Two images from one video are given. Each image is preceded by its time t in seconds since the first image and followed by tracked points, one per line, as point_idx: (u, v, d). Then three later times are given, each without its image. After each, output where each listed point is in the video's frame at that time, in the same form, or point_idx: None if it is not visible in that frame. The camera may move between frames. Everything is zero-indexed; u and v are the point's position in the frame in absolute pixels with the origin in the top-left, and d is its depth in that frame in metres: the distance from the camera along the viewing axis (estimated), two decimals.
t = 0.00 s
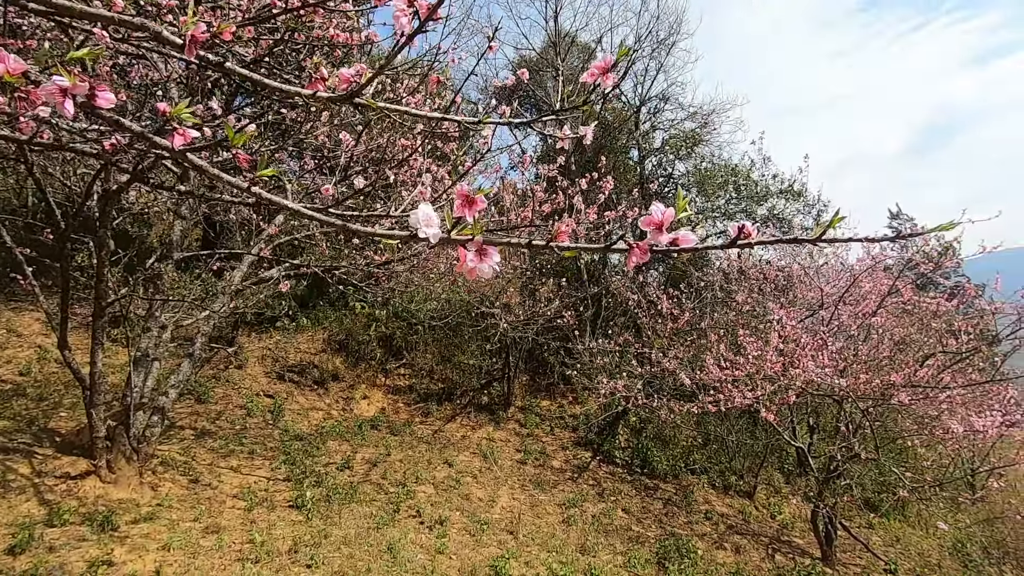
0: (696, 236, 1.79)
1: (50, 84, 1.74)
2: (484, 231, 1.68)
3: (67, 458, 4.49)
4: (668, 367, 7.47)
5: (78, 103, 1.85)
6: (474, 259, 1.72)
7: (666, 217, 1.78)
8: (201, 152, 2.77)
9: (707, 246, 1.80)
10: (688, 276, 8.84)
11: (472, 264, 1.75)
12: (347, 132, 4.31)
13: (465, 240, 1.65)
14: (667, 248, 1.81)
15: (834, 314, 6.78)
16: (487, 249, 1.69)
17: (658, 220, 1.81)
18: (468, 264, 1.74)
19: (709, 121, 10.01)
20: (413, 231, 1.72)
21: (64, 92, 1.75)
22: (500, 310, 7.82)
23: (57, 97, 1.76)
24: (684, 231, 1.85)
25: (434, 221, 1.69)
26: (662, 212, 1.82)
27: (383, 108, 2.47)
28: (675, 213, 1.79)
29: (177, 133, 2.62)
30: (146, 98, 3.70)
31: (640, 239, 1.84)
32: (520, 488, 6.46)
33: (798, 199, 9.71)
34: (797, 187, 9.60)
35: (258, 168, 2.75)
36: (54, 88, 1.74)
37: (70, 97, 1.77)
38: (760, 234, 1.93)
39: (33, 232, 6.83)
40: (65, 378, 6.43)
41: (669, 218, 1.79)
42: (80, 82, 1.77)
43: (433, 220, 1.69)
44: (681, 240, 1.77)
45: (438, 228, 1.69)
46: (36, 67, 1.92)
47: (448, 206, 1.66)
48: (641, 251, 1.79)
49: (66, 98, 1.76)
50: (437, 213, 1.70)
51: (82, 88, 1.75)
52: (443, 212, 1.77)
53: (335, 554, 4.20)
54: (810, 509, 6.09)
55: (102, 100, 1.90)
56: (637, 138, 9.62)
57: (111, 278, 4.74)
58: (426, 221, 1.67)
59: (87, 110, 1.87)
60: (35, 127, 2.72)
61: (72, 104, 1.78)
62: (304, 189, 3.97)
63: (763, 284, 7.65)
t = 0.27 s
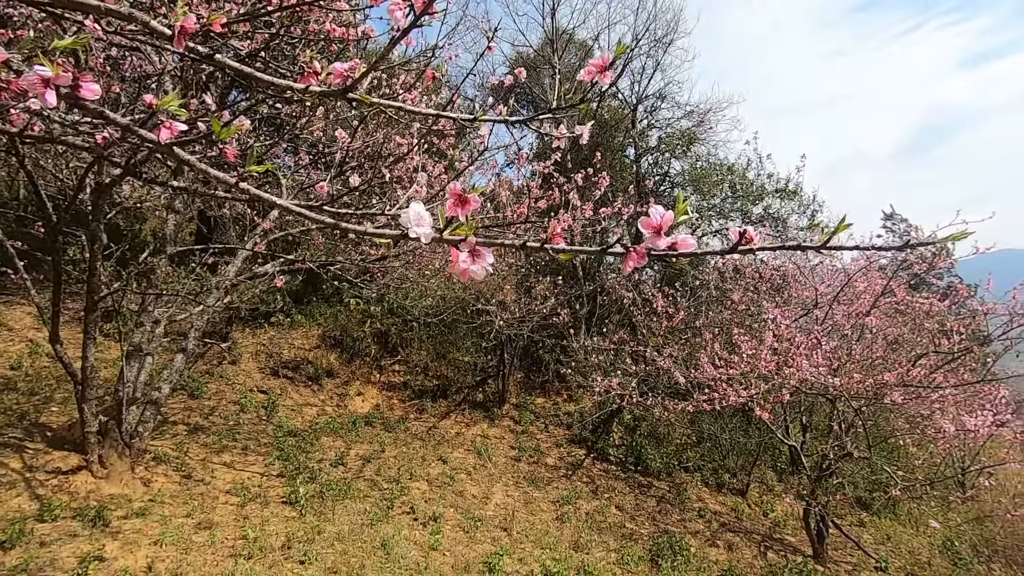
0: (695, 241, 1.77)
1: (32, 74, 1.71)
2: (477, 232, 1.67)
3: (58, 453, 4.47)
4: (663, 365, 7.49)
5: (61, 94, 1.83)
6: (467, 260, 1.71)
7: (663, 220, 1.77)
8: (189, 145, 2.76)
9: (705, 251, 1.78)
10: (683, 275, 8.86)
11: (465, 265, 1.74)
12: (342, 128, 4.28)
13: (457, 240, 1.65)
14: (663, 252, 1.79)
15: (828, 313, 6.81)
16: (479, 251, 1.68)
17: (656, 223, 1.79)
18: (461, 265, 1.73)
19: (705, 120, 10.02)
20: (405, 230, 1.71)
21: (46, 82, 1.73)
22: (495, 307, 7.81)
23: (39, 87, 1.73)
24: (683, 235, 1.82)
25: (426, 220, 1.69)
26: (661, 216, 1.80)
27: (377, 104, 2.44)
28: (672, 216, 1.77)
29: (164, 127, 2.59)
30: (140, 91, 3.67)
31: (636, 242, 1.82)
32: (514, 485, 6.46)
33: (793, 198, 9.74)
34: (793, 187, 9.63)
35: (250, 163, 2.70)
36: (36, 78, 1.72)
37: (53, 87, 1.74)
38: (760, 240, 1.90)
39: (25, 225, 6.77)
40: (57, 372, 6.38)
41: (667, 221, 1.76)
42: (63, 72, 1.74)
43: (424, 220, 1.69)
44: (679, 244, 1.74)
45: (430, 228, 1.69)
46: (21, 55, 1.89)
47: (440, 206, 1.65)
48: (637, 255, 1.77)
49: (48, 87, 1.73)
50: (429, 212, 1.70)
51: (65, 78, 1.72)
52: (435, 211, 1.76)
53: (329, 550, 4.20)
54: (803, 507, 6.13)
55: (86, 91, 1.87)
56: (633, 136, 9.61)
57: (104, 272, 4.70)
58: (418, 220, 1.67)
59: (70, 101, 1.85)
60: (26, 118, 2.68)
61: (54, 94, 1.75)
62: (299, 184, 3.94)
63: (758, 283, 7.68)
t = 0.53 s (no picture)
0: (697, 247, 1.77)
1: (28, 72, 1.70)
2: (477, 236, 1.66)
3: (53, 449, 4.45)
4: (660, 364, 7.51)
5: (57, 92, 1.81)
6: (467, 264, 1.72)
7: (666, 226, 1.76)
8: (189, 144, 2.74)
9: (707, 259, 1.77)
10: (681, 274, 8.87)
11: (465, 268, 1.75)
12: (340, 125, 4.26)
13: (458, 244, 1.64)
14: (665, 258, 1.78)
15: (824, 313, 6.83)
16: (480, 255, 1.68)
17: (659, 228, 1.78)
18: (462, 268, 1.73)
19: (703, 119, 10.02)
20: (405, 233, 1.71)
21: (42, 81, 1.71)
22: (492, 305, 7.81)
23: (36, 86, 1.71)
24: (685, 240, 1.82)
25: (426, 224, 1.68)
26: (664, 221, 1.79)
27: (377, 103, 2.43)
28: (675, 222, 1.76)
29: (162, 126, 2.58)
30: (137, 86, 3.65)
31: (638, 247, 1.82)
32: (510, 482, 6.47)
33: (791, 198, 9.76)
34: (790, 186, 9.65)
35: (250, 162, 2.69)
36: (32, 76, 1.70)
37: (49, 86, 1.72)
38: (762, 246, 1.90)
39: (20, 219, 6.73)
40: (53, 367, 6.35)
41: (669, 228, 1.75)
42: (59, 70, 1.72)
43: (425, 223, 1.68)
44: (681, 250, 1.73)
45: (431, 231, 1.68)
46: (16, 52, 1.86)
47: (440, 210, 1.63)
48: (639, 261, 1.77)
49: (44, 87, 1.71)
50: (430, 215, 1.69)
51: (61, 77, 1.70)
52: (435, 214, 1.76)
53: (325, 546, 4.20)
54: (798, 506, 6.15)
55: (83, 91, 1.86)
56: (631, 134, 9.61)
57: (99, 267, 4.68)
58: (418, 224, 1.66)
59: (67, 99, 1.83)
60: (22, 114, 2.65)
61: (51, 93, 1.73)
62: (296, 181, 3.92)
63: (755, 282, 7.69)
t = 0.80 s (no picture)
0: (700, 250, 1.79)
1: (42, 75, 1.71)
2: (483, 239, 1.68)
3: (53, 445, 4.45)
4: (659, 363, 7.51)
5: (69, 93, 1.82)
6: (473, 266, 1.73)
7: (670, 231, 1.78)
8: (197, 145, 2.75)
9: (711, 263, 1.80)
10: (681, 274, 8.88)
11: (471, 270, 1.76)
12: (342, 122, 4.26)
13: (465, 245, 1.64)
14: (669, 262, 1.80)
15: (824, 314, 6.84)
16: (486, 257, 1.69)
17: (663, 233, 1.80)
18: (468, 270, 1.75)
19: (704, 119, 10.02)
20: (412, 235, 1.71)
21: (56, 83, 1.73)
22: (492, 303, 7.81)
23: (49, 88, 1.73)
24: (689, 245, 1.85)
25: (434, 227, 1.69)
26: (668, 226, 1.81)
27: (383, 105, 2.45)
28: (679, 226, 1.79)
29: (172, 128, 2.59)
30: (139, 82, 3.65)
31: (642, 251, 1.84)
32: (509, 481, 6.48)
33: (791, 199, 9.78)
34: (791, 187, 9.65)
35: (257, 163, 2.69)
36: (46, 79, 1.72)
37: (63, 88, 1.74)
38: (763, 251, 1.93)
39: (20, 215, 6.72)
40: (52, 363, 6.35)
41: (673, 232, 1.78)
42: (73, 72, 1.74)
43: (432, 226, 1.69)
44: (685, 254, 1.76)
45: (438, 234, 1.68)
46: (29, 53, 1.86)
47: (447, 213, 1.64)
48: (644, 264, 1.79)
49: (58, 88, 1.73)
50: (437, 218, 1.70)
51: (75, 79, 1.72)
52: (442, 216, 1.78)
53: (325, 544, 4.21)
54: (796, 506, 6.16)
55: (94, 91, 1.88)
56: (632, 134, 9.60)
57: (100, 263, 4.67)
58: (425, 227, 1.67)
59: (79, 100, 1.84)
60: (23, 110, 2.64)
61: (64, 94, 1.76)
62: (297, 178, 3.92)
63: (755, 283, 7.70)
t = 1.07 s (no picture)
0: (703, 247, 1.80)
1: (58, 74, 1.71)
2: (490, 235, 1.66)
3: (54, 442, 4.46)
4: (659, 363, 7.52)
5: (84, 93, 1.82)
6: (480, 262, 1.73)
7: (673, 228, 1.79)
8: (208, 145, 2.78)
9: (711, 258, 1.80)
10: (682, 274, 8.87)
11: (478, 267, 1.75)
12: (344, 121, 4.26)
13: (471, 242, 1.65)
14: (673, 258, 1.81)
15: (825, 315, 6.84)
16: (493, 253, 1.69)
17: (666, 229, 1.80)
18: (474, 267, 1.74)
19: (706, 120, 10.02)
20: (419, 232, 1.70)
21: (71, 82, 1.73)
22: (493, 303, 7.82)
23: (64, 87, 1.73)
24: (692, 241, 1.85)
25: (441, 223, 1.67)
26: (671, 222, 1.82)
27: (389, 104, 2.46)
28: (682, 223, 1.80)
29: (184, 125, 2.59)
30: (142, 80, 3.66)
31: (646, 247, 1.85)
32: (509, 480, 6.48)
33: (792, 200, 9.78)
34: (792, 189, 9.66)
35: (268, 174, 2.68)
36: (62, 77, 1.71)
37: (78, 87, 1.74)
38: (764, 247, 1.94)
39: (22, 212, 6.72)
40: (53, 360, 6.35)
41: (676, 228, 1.79)
42: (87, 72, 1.75)
43: (440, 222, 1.67)
44: (687, 250, 1.76)
45: (445, 230, 1.67)
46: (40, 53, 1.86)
47: (454, 209, 1.63)
48: (648, 261, 1.79)
49: (73, 88, 1.73)
50: (444, 214, 1.68)
51: (90, 78, 1.72)
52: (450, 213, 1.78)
53: (325, 542, 4.22)
54: (796, 507, 6.16)
55: (108, 91, 1.88)
56: (634, 134, 9.60)
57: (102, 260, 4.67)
58: (433, 223, 1.66)
59: (93, 100, 1.86)
60: (26, 106, 2.64)
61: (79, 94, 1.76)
62: (299, 177, 3.92)
63: (756, 284, 7.68)
